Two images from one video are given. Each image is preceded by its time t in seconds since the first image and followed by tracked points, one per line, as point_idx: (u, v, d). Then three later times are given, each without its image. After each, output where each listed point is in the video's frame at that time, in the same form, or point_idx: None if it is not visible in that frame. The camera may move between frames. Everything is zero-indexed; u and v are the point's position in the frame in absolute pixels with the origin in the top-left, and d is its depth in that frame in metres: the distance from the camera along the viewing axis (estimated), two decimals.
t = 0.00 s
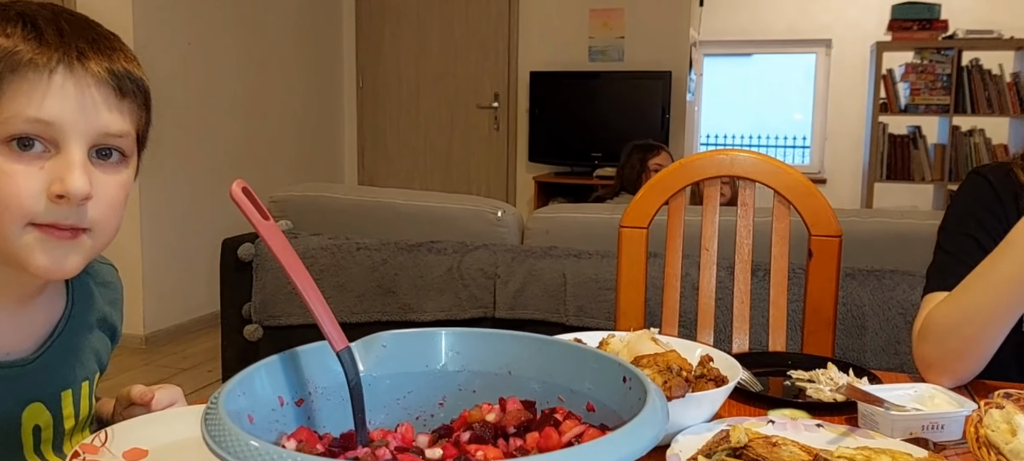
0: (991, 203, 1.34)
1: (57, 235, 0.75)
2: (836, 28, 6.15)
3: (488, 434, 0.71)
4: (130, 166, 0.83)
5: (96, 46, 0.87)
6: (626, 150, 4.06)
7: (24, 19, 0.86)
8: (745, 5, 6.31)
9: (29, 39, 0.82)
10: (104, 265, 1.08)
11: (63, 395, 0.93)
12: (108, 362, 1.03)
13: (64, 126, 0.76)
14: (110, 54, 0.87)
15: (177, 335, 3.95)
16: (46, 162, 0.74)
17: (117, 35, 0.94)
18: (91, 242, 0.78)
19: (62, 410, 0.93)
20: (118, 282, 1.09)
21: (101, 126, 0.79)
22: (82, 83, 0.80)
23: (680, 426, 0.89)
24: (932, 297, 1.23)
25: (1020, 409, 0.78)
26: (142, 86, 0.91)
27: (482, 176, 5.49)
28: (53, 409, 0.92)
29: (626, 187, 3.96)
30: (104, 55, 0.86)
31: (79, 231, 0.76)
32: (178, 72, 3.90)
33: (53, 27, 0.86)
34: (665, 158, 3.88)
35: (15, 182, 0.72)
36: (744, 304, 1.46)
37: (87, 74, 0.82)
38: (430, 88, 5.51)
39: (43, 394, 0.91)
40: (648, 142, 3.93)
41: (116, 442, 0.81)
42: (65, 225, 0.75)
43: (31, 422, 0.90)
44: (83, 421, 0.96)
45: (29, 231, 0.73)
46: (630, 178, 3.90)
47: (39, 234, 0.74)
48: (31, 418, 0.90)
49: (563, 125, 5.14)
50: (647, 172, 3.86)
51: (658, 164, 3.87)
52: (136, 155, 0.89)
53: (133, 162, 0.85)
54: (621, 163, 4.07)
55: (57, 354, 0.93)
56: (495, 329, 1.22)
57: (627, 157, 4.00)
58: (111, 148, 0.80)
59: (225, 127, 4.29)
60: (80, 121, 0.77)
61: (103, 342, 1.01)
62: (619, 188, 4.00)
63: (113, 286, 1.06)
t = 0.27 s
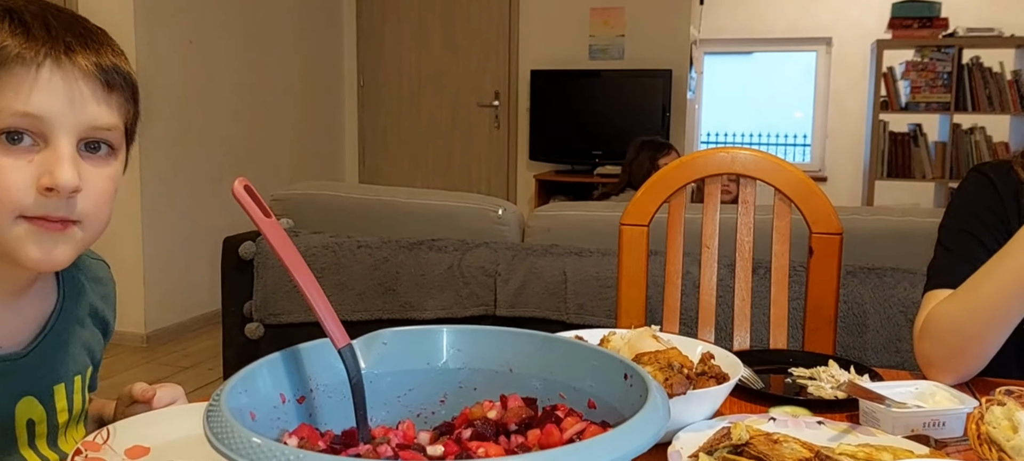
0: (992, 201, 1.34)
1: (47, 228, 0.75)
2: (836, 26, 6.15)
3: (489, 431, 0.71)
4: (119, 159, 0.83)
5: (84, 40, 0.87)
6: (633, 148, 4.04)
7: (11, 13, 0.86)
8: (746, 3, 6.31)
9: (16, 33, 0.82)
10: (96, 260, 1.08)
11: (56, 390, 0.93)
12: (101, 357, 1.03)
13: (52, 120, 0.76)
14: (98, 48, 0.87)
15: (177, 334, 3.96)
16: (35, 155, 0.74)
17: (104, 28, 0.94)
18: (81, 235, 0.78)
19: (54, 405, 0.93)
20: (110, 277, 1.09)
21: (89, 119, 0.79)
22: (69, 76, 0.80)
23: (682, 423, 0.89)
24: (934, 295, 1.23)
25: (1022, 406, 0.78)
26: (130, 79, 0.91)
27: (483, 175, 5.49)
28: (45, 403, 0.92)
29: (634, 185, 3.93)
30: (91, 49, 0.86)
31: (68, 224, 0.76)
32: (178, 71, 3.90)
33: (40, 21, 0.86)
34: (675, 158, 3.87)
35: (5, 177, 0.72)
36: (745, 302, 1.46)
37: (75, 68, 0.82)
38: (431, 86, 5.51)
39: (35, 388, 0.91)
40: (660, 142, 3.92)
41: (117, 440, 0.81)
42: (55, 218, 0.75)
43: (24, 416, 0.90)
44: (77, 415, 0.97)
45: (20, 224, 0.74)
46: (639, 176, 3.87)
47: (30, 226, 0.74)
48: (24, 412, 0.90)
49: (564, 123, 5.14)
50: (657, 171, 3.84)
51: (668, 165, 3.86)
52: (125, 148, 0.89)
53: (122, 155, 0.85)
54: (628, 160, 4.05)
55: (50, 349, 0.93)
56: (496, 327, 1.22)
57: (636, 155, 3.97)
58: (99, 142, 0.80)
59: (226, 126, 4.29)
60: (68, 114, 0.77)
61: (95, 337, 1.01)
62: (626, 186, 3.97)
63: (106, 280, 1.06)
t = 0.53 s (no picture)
0: (993, 197, 1.34)
1: (32, 218, 0.75)
2: (838, 23, 6.14)
3: (490, 426, 0.71)
4: (105, 148, 0.83)
5: (65, 29, 0.87)
6: (624, 139, 4.00)
7: None
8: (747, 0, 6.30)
9: None
10: (85, 253, 1.08)
11: (50, 380, 0.93)
12: (95, 350, 1.03)
13: (35, 110, 0.76)
14: (80, 37, 0.87)
15: (179, 331, 3.96)
16: (19, 144, 0.74)
17: (85, 18, 0.94)
18: (67, 224, 0.78)
19: (49, 396, 0.93)
20: (101, 270, 1.09)
21: (73, 108, 0.79)
22: (51, 65, 0.80)
23: (683, 419, 0.89)
24: (936, 291, 1.23)
25: (1023, 401, 0.78)
26: (113, 68, 0.91)
27: (484, 172, 5.49)
28: (40, 394, 0.92)
29: (625, 179, 3.90)
30: (73, 38, 0.86)
31: (53, 213, 0.76)
32: (179, 69, 3.90)
33: (21, 11, 0.86)
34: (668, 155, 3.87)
35: None
36: (746, 298, 1.46)
37: (56, 56, 0.82)
38: (432, 84, 5.50)
39: (28, 379, 0.91)
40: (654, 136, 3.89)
41: (119, 437, 0.81)
42: (40, 208, 0.75)
43: (18, 408, 0.90)
44: (73, 407, 0.96)
45: (5, 213, 0.74)
46: (631, 170, 3.85)
47: (15, 216, 0.74)
48: (18, 403, 0.90)
49: (566, 121, 5.14)
50: (650, 167, 3.84)
51: (661, 161, 3.86)
52: (111, 137, 0.89)
53: (108, 144, 0.85)
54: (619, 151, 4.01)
55: (42, 340, 0.93)
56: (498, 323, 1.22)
57: (628, 147, 3.93)
58: (84, 130, 0.80)
59: (227, 124, 4.29)
60: (51, 104, 0.77)
61: (87, 328, 1.01)
62: (617, 180, 3.94)
63: (96, 273, 1.07)
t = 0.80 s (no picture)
0: (990, 195, 1.34)
1: (27, 213, 0.75)
2: (836, 21, 6.14)
3: (488, 426, 0.71)
4: (97, 141, 0.83)
5: (54, 23, 0.87)
6: (613, 134, 3.99)
7: None
8: None
9: None
10: (80, 249, 1.08)
11: (49, 376, 0.93)
12: (92, 345, 1.03)
13: (27, 104, 0.76)
14: (69, 31, 0.87)
15: (178, 331, 3.95)
16: (11, 139, 0.74)
17: (73, 12, 0.94)
18: (62, 218, 0.78)
19: (48, 393, 0.93)
20: (98, 266, 1.09)
21: (64, 102, 0.79)
22: (42, 59, 0.80)
23: (681, 418, 0.89)
24: (932, 289, 1.23)
25: (1020, 400, 0.78)
26: (103, 62, 0.91)
27: (484, 171, 5.49)
28: (40, 390, 0.92)
29: (615, 176, 3.90)
30: (63, 32, 0.86)
31: (48, 209, 0.76)
32: (177, 68, 3.90)
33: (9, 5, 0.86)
34: (657, 151, 3.88)
35: None
36: (745, 297, 1.46)
37: (47, 51, 0.82)
38: (431, 83, 5.50)
39: (28, 375, 0.91)
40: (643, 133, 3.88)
41: (117, 437, 0.81)
42: (35, 203, 0.75)
43: (19, 404, 0.90)
44: (72, 404, 0.96)
45: None
46: (621, 167, 3.85)
47: (9, 212, 0.74)
48: (18, 400, 0.90)
49: (564, 120, 5.14)
50: (639, 164, 3.84)
51: (651, 157, 3.87)
52: (101, 131, 0.89)
53: (100, 137, 0.85)
54: (607, 146, 4.00)
55: (39, 336, 0.93)
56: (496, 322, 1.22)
57: (617, 142, 3.92)
58: (76, 124, 0.80)
59: (225, 122, 4.29)
60: (42, 99, 0.78)
61: (84, 324, 1.01)
62: (607, 177, 3.94)
63: (92, 269, 1.07)
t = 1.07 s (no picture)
0: (989, 194, 1.34)
1: (36, 210, 0.75)
2: (836, 20, 6.14)
3: (487, 425, 0.71)
4: (103, 139, 0.83)
5: (57, 21, 0.87)
6: (619, 131, 4.00)
7: None
8: None
9: None
10: (87, 248, 1.08)
11: (56, 377, 0.93)
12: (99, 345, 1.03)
13: (32, 102, 0.76)
14: (72, 28, 0.87)
15: (176, 330, 3.95)
16: (17, 138, 0.74)
17: (76, 9, 0.94)
18: (71, 216, 0.78)
19: (55, 393, 0.93)
20: (103, 265, 1.09)
21: (69, 100, 0.79)
22: (46, 57, 0.80)
23: (680, 417, 0.89)
24: (931, 289, 1.23)
25: (1019, 399, 0.78)
26: (106, 59, 0.91)
27: (483, 171, 5.49)
28: (47, 390, 0.92)
29: (619, 171, 3.89)
30: (67, 30, 0.86)
31: (56, 205, 0.76)
32: (177, 67, 3.89)
33: (12, 4, 0.86)
34: (662, 149, 3.89)
35: None
36: (744, 296, 1.46)
37: (51, 49, 0.82)
38: (431, 82, 5.50)
39: (35, 376, 0.91)
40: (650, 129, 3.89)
41: (115, 437, 0.81)
42: (43, 201, 0.75)
43: (26, 404, 0.90)
44: (79, 404, 0.96)
45: (9, 207, 0.74)
46: (625, 162, 3.84)
47: (19, 209, 0.74)
48: (25, 400, 0.90)
49: (564, 119, 5.14)
50: (643, 160, 3.84)
51: (655, 155, 3.86)
52: (106, 129, 0.89)
53: (105, 135, 0.85)
54: (612, 142, 4.00)
55: (47, 336, 0.93)
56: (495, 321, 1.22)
57: (623, 138, 3.93)
58: (81, 122, 0.80)
59: (224, 122, 4.29)
60: (46, 97, 0.78)
61: (91, 324, 1.01)
62: (611, 172, 3.93)
63: (98, 269, 1.07)
